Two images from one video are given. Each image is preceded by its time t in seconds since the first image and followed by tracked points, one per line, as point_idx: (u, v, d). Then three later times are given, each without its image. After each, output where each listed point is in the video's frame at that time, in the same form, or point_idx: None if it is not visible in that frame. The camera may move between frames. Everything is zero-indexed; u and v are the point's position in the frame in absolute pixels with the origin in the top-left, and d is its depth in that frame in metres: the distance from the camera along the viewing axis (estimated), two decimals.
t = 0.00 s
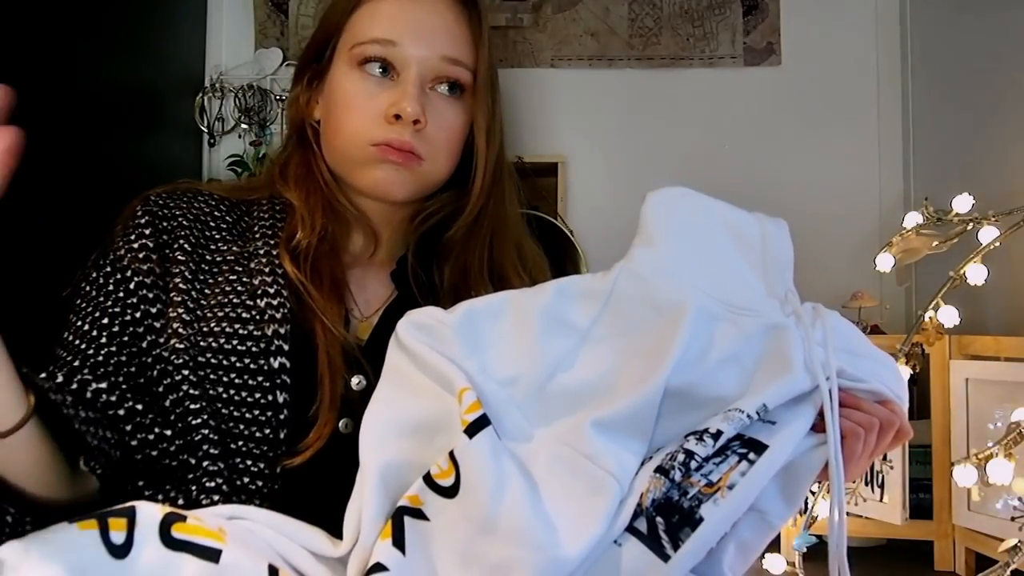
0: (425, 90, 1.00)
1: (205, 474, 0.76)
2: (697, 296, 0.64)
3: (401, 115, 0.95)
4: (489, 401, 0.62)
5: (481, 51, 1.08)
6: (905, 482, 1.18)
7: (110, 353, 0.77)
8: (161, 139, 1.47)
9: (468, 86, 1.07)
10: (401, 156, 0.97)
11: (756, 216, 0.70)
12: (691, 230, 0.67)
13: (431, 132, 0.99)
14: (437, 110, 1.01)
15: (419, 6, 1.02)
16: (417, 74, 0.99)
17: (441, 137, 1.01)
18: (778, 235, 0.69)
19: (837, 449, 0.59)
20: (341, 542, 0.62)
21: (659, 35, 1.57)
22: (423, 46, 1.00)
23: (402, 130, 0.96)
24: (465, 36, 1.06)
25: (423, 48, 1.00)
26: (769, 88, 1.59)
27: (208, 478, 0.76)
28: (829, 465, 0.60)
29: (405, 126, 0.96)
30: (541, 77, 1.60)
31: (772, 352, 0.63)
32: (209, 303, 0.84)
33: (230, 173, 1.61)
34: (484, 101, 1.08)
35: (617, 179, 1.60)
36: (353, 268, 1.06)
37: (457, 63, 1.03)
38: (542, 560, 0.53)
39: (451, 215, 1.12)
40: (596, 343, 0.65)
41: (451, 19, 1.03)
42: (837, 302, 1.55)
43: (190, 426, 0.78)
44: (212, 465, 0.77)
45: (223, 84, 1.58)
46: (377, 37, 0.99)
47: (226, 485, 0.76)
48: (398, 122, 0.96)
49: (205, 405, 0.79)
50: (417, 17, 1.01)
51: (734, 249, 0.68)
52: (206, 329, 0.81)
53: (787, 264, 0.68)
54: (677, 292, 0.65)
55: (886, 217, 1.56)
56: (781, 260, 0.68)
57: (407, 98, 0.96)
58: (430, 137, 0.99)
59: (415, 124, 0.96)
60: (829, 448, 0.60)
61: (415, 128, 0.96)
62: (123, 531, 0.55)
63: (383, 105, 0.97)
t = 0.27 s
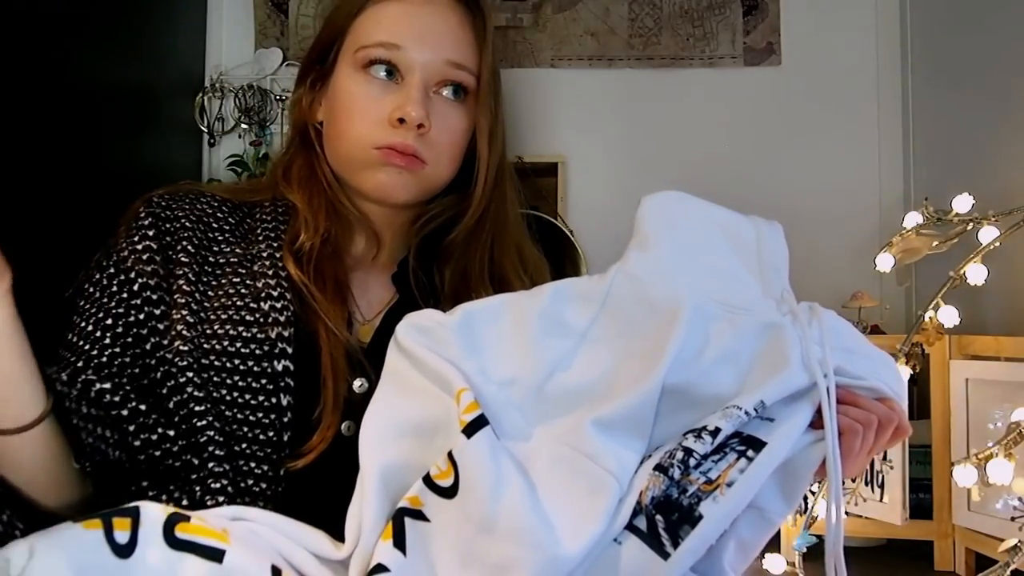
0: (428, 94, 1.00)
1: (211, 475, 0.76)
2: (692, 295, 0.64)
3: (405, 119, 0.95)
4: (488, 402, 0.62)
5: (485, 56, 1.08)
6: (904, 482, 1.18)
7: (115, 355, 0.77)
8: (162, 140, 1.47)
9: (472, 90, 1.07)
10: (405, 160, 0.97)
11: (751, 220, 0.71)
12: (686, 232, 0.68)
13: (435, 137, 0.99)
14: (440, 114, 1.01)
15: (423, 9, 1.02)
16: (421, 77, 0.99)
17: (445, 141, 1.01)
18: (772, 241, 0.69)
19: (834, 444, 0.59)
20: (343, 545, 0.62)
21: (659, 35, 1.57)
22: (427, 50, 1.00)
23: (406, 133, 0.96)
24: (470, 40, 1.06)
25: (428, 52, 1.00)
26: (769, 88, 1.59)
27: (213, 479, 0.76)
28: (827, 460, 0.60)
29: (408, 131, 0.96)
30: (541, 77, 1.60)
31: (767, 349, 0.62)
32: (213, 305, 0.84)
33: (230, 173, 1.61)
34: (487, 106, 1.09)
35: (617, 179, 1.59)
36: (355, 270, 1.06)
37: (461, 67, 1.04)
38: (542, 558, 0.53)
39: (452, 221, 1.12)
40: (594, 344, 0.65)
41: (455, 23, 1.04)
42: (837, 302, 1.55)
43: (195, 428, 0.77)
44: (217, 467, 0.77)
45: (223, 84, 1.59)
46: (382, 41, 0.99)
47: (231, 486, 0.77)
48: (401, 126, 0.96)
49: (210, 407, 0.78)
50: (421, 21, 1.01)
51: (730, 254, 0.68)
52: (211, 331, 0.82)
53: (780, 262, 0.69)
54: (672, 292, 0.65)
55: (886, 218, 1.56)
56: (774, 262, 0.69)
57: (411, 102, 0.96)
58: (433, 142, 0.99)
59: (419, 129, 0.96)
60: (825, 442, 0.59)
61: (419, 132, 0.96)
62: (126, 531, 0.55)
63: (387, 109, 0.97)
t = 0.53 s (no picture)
0: (422, 93, 1.00)
1: (209, 477, 0.76)
2: (687, 292, 0.65)
3: (397, 118, 0.95)
4: (483, 400, 0.62)
5: (479, 53, 1.08)
6: (904, 482, 1.18)
7: (109, 356, 0.76)
8: (161, 140, 1.47)
9: (465, 87, 1.06)
10: (397, 161, 0.97)
11: (750, 220, 0.71)
12: (682, 231, 0.68)
13: (426, 136, 0.99)
14: (433, 113, 1.01)
15: (419, 6, 1.02)
16: (415, 76, 0.99)
17: (436, 141, 1.01)
18: (770, 238, 0.70)
19: (831, 442, 0.59)
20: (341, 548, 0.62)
21: (659, 35, 1.57)
22: (422, 49, 1.00)
23: (398, 134, 0.96)
24: (464, 37, 1.06)
25: (423, 50, 1.00)
26: (769, 88, 1.59)
27: (212, 482, 0.76)
28: (824, 458, 0.60)
29: (400, 130, 0.96)
30: (541, 77, 1.60)
31: (765, 346, 0.62)
32: (205, 308, 0.84)
33: (230, 173, 1.61)
34: (482, 102, 1.08)
35: (617, 179, 1.59)
36: (349, 269, 1.06)
37: (456, 65, 1.03)
38: (541, 561, 0.53)
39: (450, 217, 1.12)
40: (590, 341, 0.65)
41: (450, 21, 1.03)
42: (837, 302, 1.55)
43: (191, 431, 0.78)
44: (215, 468, 0.77)
45: (223, 84, 1.59)
46: (374, 39, 0.99)
47: (230, 488, 0.76)
48: (394, 125, 0.96)
49: (205, 410, 0.79)
50: (416, 19, 1.01)
51: (728, 253, 0.68)
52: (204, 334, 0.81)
53: (779, 262, 0.70)
54: (669, 290, 0.65)
55: (886, 218, 1.56)
56: (772, 260, 0.69)
57: (404, 101, 0.96)
58: (424, 141, 0.99)
59: (411, 128, 0.96)
60: (823, 441, 0.59)
61: (410, 132, 0.97)
62: (125, 531, 0.55)
63: (381, 109, 0.97)
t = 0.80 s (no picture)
0: (423, 96, 0.99)
1: (210, 478, 0.77)
2: (682, 293, 0.65)
3: (398, 123, 0.95)
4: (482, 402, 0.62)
5: (481, 54, 1.08)
6: (905, 482, 1.18)
7: (107, 358, 0.76)
8: (161, 140, 1.47)
9: (467, 88, 1.06)
10: (399, 164, 0.98)
11: (742, 217, 0.71)
12: (677, 230, 0.68)
13: (428, 138, 0.99)
14: (435, 115, 1.01)
15: (421, 6, 1.01)
16: (416, 77, 0.99)
17: (437, 141, 1.01)
18: (763, 237, 0.70)
19: (828, 435, 0.59)
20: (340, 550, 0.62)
21: (659, 35, 1.57)
22: (422, 49, 0.99)
23: (399, 138, 0.96)
24: (465, 38, 1.05)
25: (422, 50, 0.99)
26: (769, 88, 1.59)
27: (213, 483, 0.76)
28: (822, 452, 0.60)
29: (401, 134, 0.96)
30: (541, 77, 1.60)
31: (761, 343, 0.63)
32: (205, 309, 0.84)
33: (230, 173, 1.61)
34: (484, 103, 1.08)
35: (617, 179, 1.60)
36: (350, 270, 1.06)
37: (457, 66, 1.03)
38: (541, 561, 0.53)
39: (453, 216, 1.12)
40: (587, 340, 0.65)
41: (451, 20, 1.03)
42: (838, 302, 1.55)
43: (192, 432, 0.78)
44: (217, 470, 0.77)
45: (223, 84, 1.58)
46: (375, 40, 0.99)
47: (231, 489, 0.77)
48: (395, 129, 0.96)
49: (206, 412, 0.79)
50: (417, 19, 1.00)
51: (722, 251, 0.68)
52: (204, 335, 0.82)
53: (772, 260, 0.69)
54: (663, 291, 0.65)
55: (886, 218, 1.56)
56: (766, 258, 0.69)
57: (405, 104, 0.96)
58: (426, 144, 0.99)
59: (412, 132, 0.96)
60: (819, 436, 0.60)
61: (412, 136, 0.96)
62: (125, 533, 0.55)
63: (382, 112, 0.97)
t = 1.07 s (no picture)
0: (422, 95, 1.00)
1: (209, 478, 0.76)
2: (681, 292, 0.65)
3: (397, 121, 0.95)
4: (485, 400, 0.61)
5: (480, 54, 1.08)
6: (904, 482, 1.18)
7: (107, 357, 0.76)
8: (161, 140, 1.47)
9: (466, 87, 1.06)
10: (399, 161, 0.97)
11: (740, 217, 0.71)
12: (673, 229, 0.68)
13: (427, 138, 0.99)
14: (434, 114, 1.01)
15: (418, 6, 1.01)
16: (414, 76, 0.99)
17: (438, 141, 1.01)
18: (760, 236, 0.69)
19: (827, 433, 0.59)
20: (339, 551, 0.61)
21: (659, 35, 1.57)
22: (421, 47, 1.00)
23: (398, 137, 0.96)
24: (464, 38, 1.05)
25: (421, 50, 1.00)
26: (769, 88, 1.59)
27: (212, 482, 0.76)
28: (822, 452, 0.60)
29: (401, 133, 0.96)
30: (541, 77, 1.60)
31: (758, 341, 0.63)
32: (204, 309, 0.84)
33: (230, 173, 1.61)
34: (483, 103, 1.08)
35: (617, 179, 1.60)
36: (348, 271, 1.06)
37: (456, 66, 1.03)
38: (541, 560, 0.53)
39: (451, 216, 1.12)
40: (586, 340, 0.65)
41: (450, 20, 1.03)
42: (838, 302, 1.55)
43: (190, 432, 0.77)
44: (215, 468, 0.77)
45: (223, 84, 1.58)
46: (374, 40, 0.99)
47: (230, 489, 0.76)
48: (394, 128, 0.96)
49: (205, 411, 0.78)
50: (416, 19, 1.00)
51: (716, 248, 0.68)
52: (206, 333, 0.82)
53: (768, 258, 0.69)
54: (662, 289, 0.65)
55: (886, 218, 1.56)
56: (764, 258, 0.69)
57: (404, 103, 0.96)
58: (425, 143, 0.99)
59: (411, 131, 0.96)
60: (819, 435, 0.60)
61: (411, 134, 0.96)
62: (126, 532, 0.55)
63: (381, 112, 0.97)
